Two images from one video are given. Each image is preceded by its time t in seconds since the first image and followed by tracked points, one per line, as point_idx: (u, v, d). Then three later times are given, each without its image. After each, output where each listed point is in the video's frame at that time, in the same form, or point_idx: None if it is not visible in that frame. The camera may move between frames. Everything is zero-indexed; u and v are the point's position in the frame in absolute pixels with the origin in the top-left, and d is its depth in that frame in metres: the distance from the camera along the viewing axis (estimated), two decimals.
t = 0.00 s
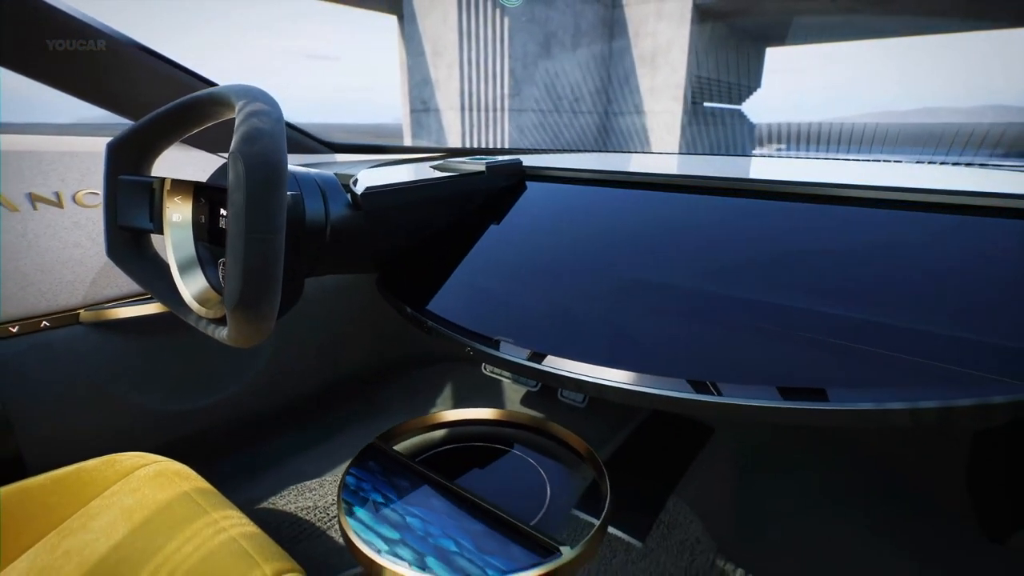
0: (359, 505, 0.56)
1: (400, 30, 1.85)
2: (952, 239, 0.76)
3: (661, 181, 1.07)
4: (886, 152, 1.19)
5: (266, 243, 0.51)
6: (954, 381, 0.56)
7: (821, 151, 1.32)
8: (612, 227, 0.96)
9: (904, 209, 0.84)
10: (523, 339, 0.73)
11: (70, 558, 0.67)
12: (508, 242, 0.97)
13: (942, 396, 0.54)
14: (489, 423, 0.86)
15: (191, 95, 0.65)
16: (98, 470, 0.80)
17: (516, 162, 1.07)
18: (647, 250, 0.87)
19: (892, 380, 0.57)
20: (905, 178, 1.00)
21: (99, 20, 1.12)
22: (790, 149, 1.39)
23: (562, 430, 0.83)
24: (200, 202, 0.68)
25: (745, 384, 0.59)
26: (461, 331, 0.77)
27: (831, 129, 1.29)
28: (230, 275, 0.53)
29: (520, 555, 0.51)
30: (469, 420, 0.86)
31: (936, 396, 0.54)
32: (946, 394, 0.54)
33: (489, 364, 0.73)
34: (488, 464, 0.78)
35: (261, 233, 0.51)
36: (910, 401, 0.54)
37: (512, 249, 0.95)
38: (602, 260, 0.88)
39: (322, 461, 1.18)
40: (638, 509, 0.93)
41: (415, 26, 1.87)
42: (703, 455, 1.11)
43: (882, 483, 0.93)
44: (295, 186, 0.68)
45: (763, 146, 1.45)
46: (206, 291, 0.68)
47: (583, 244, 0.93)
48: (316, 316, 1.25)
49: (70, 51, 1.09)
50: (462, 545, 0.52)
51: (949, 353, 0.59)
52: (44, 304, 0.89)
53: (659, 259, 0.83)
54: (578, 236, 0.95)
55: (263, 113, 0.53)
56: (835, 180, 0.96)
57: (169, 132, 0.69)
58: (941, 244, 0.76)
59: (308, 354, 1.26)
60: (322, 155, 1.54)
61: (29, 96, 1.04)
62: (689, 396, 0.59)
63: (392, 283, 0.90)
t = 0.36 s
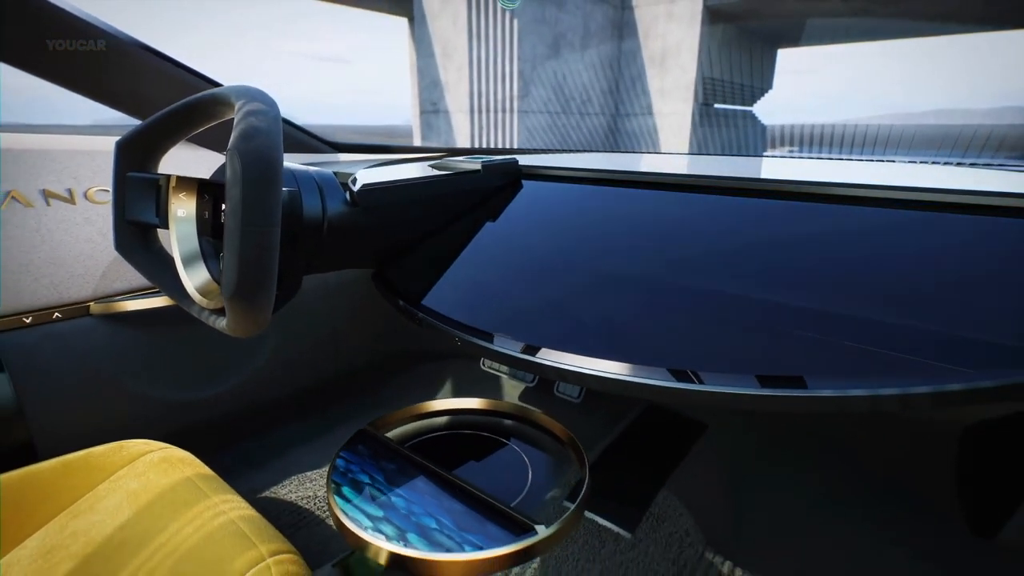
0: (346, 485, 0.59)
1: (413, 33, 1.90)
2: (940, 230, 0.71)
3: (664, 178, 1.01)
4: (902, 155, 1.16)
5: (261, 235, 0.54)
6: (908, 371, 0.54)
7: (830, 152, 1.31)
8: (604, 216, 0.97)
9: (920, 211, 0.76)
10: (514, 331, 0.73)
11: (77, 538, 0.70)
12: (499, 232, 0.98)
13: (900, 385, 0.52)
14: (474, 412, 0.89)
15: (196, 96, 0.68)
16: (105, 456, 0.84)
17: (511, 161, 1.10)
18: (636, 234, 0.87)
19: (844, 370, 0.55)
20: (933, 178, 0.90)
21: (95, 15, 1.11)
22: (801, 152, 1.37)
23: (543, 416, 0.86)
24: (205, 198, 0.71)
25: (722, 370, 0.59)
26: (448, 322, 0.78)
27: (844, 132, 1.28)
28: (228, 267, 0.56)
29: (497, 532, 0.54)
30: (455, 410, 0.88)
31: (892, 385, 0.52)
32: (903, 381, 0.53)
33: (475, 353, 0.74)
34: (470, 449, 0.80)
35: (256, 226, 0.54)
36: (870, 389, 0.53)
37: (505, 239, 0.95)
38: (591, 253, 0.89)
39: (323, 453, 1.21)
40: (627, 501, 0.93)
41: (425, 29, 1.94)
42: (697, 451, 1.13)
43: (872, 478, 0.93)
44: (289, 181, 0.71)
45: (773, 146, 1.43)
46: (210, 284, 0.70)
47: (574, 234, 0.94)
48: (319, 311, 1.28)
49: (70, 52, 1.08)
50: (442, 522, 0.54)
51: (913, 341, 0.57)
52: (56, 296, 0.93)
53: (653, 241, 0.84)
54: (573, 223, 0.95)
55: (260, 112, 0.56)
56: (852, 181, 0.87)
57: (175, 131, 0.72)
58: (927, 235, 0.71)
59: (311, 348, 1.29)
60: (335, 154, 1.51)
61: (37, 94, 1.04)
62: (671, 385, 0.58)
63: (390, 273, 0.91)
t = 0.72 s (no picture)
0: (336, 467, 0.61)
1: (422, 34, 1.94)
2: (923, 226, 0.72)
3: (669, 179, 0.96)
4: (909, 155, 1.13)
5: (259, 228, 0.57)
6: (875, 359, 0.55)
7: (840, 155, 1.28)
8: (599, 207, 0.96)
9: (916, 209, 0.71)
10: (509, 326, 0.75)
11: (85, 519, 0.73)
12: (494, 226, 0.99)
13: (865, 372, 0.54)
14: (466, 403, 0.83)
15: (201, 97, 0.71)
16: (113, 443, 0.87)
17: (507, 160, 1.12)
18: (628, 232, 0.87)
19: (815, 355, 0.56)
20: (949, 178, 0.84)
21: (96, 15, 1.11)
22: (814, 153, 1.32)
23: (533, 407, 0.79)
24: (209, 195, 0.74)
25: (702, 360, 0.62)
26: (443, 315, 0.79)
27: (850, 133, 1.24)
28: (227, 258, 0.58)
29: (477, 513, 0.56)
30: (447, 400, 0.83)
31: (858, 372, 0.54)
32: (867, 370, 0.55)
33: (472, 346, 0.76)
34: (461, 438, 0.76)
35: (254, 220, 0.56)
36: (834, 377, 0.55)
37: (500, 234, 0.97)
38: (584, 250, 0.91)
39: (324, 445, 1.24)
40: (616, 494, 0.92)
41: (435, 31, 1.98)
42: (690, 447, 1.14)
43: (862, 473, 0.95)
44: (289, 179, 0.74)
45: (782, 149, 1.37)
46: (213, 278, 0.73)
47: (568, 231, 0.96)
48: (321, 306, 1.31)
49: (72, 52, 1.07)
50: (426, 502, 0.57)
51: (877, 329, 0.59)
52: (68, 289, 0.97)
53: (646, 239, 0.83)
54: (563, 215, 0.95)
55: (258, 111, 0.59)
56: (858, 181, 0.81)
57: (180, 131, 0.75)
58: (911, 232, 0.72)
59: (313, 343, 1.31)
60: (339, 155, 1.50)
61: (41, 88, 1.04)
62: (652, 374, 0.61)
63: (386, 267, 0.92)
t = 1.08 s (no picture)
0: (328, 452, 0.64)
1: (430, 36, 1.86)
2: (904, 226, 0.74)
3: (681, 180, 0.95)
4: (916, 155, 1.11)
5: (258, 223, 0.59)
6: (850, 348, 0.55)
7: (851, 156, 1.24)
8: (595, 201, 0.97)
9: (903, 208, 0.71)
10: (504, 319, 0.75)
11: (93, 502, 0.76)
12: (491, 222, 1.01)
13: (833, 361, 0.55)
14: (452, 394, 0.85)
15: (207, 98, 0.74)
16: (122, 432, 0.91)
17: (504, 159, 1.14)
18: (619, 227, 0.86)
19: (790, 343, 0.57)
20: (951, 177, 0.83)
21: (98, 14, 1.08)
22: (822, 154, 1.29)
23: (516, 396, 0.82)
24: (214, 192, 0.76)
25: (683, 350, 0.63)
26: (437, 309, 0.81)
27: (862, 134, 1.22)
28: (227, 252, 0.61)
29: (461, 494, 0.58)
30: (435, 391, 0.84)
31: (827, 361, 0.54)
32: (837, 359, 0.55)
33: (467, 340, 0.77)
34: (453, 429, 0.77)
35: (253, 215, 0.59)
36: (804, 366, 0.55)
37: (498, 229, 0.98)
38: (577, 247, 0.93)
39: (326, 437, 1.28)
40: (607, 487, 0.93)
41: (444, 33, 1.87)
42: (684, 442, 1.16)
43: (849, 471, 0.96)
44: (288, 177, 0.77)
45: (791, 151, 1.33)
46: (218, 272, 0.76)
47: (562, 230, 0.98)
48: (323, 303, 1.34)
49: (72, 52, 1.04)
50: (412, 485, 0.59)
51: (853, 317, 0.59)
52: (79, 282, 1.00)
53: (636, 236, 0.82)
54: (556, 212, 0.97)
55: (258, 111, 0.61)
56: (867, 181, 0.81)
57: (187, 130, 0.78)
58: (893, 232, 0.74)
59: (316, 339, 1.34)
60: (342, 155, 1.52)
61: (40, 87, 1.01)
62: (635, 364, 0.62)
63: (383, 260, 0.93)
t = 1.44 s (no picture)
0: (322, 438, 0.66)
1: (439, 38, 1.92)
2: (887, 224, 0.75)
3: (690, 179, 0.93)
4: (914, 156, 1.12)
5: (257, 219, 0.62)
6: (818, 338, 0.55)
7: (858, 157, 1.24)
8: (584, 198, 0.98)
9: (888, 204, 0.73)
10: (499, 314, 0.75)
11: (100, 488, 0.79)
12: (488, 219, 1.02)
13: (801, 352, 0.54)
14: (444, 386, 0.87)
15: (211, 99, 0.77)
16: (129, 421, 0.94)
17: (500, 159, 1.17)
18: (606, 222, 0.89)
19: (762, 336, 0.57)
20: (938, 177, 0.84)
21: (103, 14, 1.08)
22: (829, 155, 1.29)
23: (503, 386, 0.84)
24: (217, 189, 0.79)
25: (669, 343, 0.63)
26: (434, 304, 0.81)
27: (867, 135, 1.21)
28: (227, 246, 0.64)
29: (445, 479, 0.60)
30: (428, 382, 0.87)
31: (794, 351, 0.54)
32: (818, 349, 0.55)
33: (463, 335, 0.77)
34: (445, 418, 0.79)
35: (252, 211, 0.61)
36: (769, 356, 0.55)
37: (492, 228, 0.99)
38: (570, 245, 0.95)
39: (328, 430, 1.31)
40: (598, 480, 0.95)
41: (452, 35, 1.94)
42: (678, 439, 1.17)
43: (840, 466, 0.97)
44: (289, 175, 0.79)
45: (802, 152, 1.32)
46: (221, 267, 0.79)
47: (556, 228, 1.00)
48: (325, 300, 1.37)
49: (72, 52, 1.04)
50: (399, 469, 0.61)
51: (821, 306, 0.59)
52: (90, 277, 1.04)
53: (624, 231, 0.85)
54: (551, 209, 0.99)
55: (258, 111, 0.64)
56: (882, 181, 0.77)
57: (192, 130, 0.81)
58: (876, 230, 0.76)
59: (318, 334, 1.37)
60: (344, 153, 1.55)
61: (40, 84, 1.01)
62: (619, 354, 0.62)
63: (380, 257, 0.96)
